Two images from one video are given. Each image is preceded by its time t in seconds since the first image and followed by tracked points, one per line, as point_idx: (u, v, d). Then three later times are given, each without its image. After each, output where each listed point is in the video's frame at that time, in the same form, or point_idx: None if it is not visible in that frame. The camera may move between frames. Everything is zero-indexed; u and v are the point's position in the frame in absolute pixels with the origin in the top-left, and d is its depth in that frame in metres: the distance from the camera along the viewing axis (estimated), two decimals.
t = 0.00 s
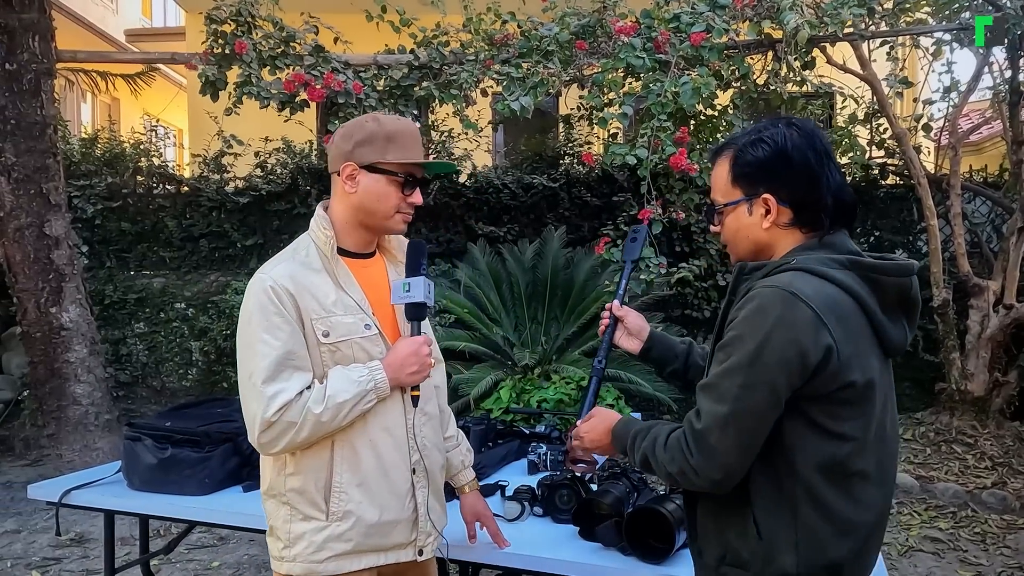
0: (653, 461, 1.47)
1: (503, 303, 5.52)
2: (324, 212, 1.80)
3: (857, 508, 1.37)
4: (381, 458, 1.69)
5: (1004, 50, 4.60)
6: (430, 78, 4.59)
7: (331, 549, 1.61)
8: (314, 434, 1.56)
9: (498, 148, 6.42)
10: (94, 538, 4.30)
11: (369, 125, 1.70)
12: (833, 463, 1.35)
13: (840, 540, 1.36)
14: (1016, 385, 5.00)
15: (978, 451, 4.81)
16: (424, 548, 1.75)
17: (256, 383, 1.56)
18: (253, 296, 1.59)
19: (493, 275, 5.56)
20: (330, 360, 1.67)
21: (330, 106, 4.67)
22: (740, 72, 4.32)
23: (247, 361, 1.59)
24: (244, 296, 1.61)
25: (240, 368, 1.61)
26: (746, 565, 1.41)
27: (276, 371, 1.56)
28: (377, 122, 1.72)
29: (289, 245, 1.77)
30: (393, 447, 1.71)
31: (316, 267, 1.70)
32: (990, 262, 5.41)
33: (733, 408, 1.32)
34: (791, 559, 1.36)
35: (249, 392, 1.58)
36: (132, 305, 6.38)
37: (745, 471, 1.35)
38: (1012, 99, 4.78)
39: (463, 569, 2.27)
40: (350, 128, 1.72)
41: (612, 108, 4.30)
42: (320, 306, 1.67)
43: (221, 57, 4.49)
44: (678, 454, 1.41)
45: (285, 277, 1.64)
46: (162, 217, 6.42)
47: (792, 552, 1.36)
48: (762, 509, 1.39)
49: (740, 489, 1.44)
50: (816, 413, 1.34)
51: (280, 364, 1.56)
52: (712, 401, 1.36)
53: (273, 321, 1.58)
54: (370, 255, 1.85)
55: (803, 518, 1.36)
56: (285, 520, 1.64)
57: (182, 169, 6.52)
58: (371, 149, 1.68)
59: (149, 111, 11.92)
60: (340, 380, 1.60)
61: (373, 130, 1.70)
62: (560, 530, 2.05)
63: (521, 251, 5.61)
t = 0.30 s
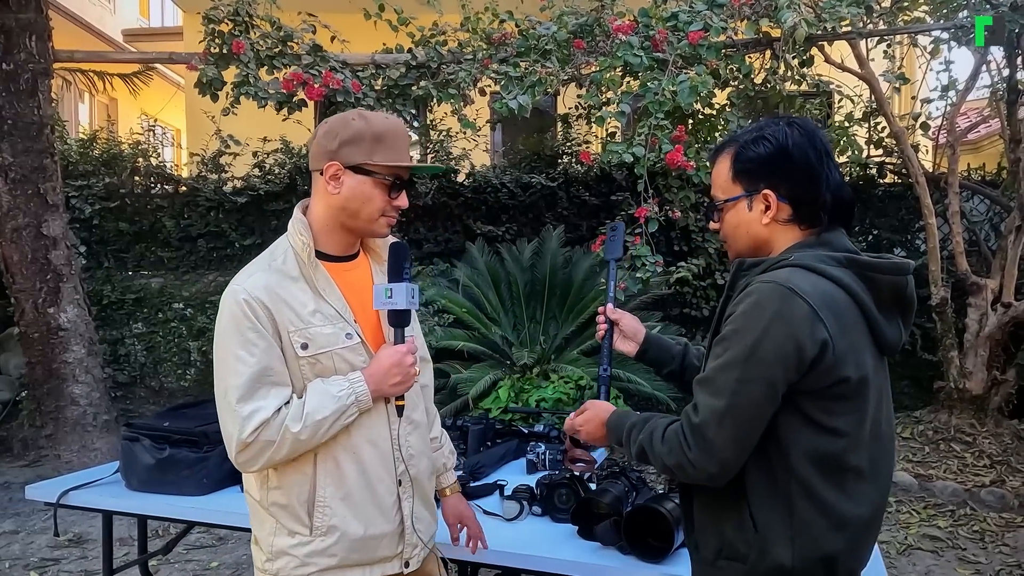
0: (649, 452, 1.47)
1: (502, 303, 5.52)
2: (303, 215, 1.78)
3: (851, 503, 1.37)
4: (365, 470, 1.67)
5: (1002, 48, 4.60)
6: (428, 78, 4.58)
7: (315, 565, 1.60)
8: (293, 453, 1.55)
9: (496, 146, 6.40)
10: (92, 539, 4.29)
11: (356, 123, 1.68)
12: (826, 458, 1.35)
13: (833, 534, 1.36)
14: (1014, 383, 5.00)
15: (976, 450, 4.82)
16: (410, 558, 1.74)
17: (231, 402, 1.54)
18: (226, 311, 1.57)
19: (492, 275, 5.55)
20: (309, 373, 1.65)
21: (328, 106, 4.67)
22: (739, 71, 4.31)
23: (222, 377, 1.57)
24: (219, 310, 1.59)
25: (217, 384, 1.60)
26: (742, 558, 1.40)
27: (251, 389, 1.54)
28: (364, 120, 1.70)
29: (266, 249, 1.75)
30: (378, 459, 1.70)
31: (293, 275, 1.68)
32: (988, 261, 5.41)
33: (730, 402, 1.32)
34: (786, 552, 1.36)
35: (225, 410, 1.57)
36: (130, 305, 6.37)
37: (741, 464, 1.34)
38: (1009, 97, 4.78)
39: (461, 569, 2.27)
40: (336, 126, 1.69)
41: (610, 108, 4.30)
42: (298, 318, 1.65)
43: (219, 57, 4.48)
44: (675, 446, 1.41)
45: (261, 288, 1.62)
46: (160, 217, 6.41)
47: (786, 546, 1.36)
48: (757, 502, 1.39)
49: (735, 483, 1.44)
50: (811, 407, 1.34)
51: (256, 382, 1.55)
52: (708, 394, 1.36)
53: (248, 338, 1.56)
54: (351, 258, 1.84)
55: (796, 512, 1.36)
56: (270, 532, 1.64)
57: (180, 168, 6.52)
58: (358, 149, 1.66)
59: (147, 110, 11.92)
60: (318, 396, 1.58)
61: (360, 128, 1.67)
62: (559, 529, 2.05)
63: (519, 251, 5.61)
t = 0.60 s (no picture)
0: (650, 455, 1.46)
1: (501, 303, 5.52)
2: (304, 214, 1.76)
3: (852, 501, 1.37)
4: (373, 475, 1.67)
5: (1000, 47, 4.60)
6: (426, 78, 4.58)
7: (324, 571, 1.59)
8: (301, 461, 1.54)
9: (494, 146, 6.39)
10: (91, 540, 4.29)
11: (359, 124, 1.67)
12: (827, 456, 1.35)
13: (834, 532, 1.35)
14: (1012, 382, 5.00)
15: (975, 449, 4.83)
16: (416, 560, 1.75)
17: (236, 412, 1.52)
18: (229, 319, 1.54)
19: (490, 276, 5.55)
20: (315, 379, 1.64)
21: (327, 106, 4.66)
22: (737, 71, 4.31)
23: (225, 386, 1.55)
24: (221, 316, 1.56)
25: (219, 392, 1.57)
26: (744, 557, 1.41)
27: (258, 399, 1.52)
28: (367, 121, 1.69)
29: (265, 250, 1.72)
30: (385, 464, 1.70)
31: (297, 279, 1.66)
32: (986, 260, 5.41)
33: (730, 399, 1.32)
34: (787, 550, 1.36)
35: (229, 419, 1.54)
36: (129, 306, 6.37)
37: (741, 462, 1.35)
38: (1007, 96, 4.78)
39: (460, 569, 2.27)
40: (337, 126, 1.67)
41: (608, 107, 4.30)
42: (303, 323, 1.63)
43: (216, 57, 4.47)
44: (676, 445, 1.41)
45: (265, 292, 1.59)
46: (159, 217, 6.40)
47: (788, 543, 1.36)
48: (758, 499, 1.39)
49: (735, 483, 1.44)
50: (811, 404, 1.34)
51: (263, 390, 1.53)
52: (707, 392, 1.36)
53: (254, 345, 1.53)
54: (350, 260, 1.84)
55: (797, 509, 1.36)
56: (276, 539, 1.63)
57: (178, 168, 6.51)
58: (361, 150, 1.65)
59: (146, 110, 11.91)
60: (327, 404, 1.58)
61: (363, 129, 1.66)
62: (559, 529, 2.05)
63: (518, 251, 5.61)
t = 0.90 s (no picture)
0: (645, 455, 1.46)
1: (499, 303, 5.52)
2: (325, 213, 1.76)
3: (851, 502, 1.37)
4: (396, 472, 1.67)
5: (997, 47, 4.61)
6: (424, 78, 4.58)
7: (348, 567, 1.59)
8: (328, 457, 1.54)
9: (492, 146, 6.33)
10: (89, 541, 4.29)
11: (380, 125, 1.67)
12: (824, 457, 1.35)
13: (832, 534, 1.36)
14: (1010, 382, 5.01)
15: (973, 448, 4.84)
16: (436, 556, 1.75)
17: (265, 408, 1.51)
18: (256, 316, 1.53)
19: (489, 276, 5.55)
20: (341, 376, 1.65)
21: (325, 106, 4.67)
22: (735, 71, 4.31)
23: (252, 382, 1.53)
24: (248, 313, 1.56)
25: (245, 389, 1.56)
26: (742, 556, 1.41)
27: (286, 395, 1.51)
28: (388, 123, 1.68)
29: (288, 248, 1.72)
30: (408, 461, 1.70)
31: (322, 277, 1.66)
32: (984, 260, 5.41)
33: (726, 400, 1.32)
34: (785, 550, 1.36)
35: (256, 415, 1.53)
36: (127, 306, 6.37)
37: (737, 463, 1.35)
38: (1004, 96, 4.79)
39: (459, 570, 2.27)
40: (358, 127, 1.67)
41: (606, 108, 4.31)
42: (329, 321, 1.63)
43: (214, 57, 4.47)
44: (671, 447, 1.40)
45: (291, 291, 1.59)
46: (156, 218, 6.40)
47: (786, 545, 1.37)
48: (755, 498, 1.40)
49: (733, 482, 1.44)
50: (806, 406, 1.35)
51: (291, 386, 1.52)
52: (703, 392, 1.37)
53: (281, 342, 1.53)
54: (371, 259, 1.84)
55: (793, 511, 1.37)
56: (299, 536, 1.62)
57: (176, 169, 6.51)
58: (382, 151, 1.65)
59: (143, 111, 11.89)
60: (353, 400, 1.57)
61: (385, 131, 1.66)
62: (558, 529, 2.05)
63: (517, 251, 5.61)
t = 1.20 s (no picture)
0: (641, 459, 1.47)
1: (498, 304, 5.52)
2: (349, 213, 1.76)
3: (847, 502, 1.37)
4: (415, 468, 1.67)
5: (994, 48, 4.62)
6: (422, 79, 4.58)
7: (367, 560, 1.58)
8: (349, 451, 1.54)
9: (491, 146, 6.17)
10: (87, 541, 4.28)
11: (404, 128, 1.67)
12: (819, 457, 1.35)
13: (829, 534, 1.36)
14: (1008, 381, 5.02)
15: (971, 447, 4.85)
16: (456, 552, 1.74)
17: (289, 401, 1.51)
18: (281, 311, 1.54)
19: (488, 276, 5.54)
20: (363, 372, 1.65)
21: (323, 106, 4.68)
22: (733, 71, 4.31)
23: (276, 376, 1.54)
24: (273, 308, 1.56)
25: (270, 383, 1.56)
26: (739, 555, 1.41)
27: (310, 388, 1.52)
28: (412, 126, 1.68)
29: (312, 247, 1.72)
30: (427, 457, 1.70)
31: (344, 274, 1.67)
32: (982, 259, 5.42)
33: (717, 400, 1.32)
34: (782, 550, 1.36)
35: (280, 408, 1.54)
36: (125, 307, 6.36)
37: (730, 463, 1.35)
38: (1002, 96, 4.80)
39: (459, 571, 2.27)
40: (383, 130, 1.68)
41: (605, 108, 4.31)
42: (351, 317, 1.64)
43: (213, 58, 4.47)
44: (664, 449, 1.42)
45: (315, 288, 1.60)
46: (155, 218, 6.40)
47: (783, 544, 1.37)
48: (752, 497, 1.40)
49: (730, 481, 1.44)
50: (801, 407, 1.35)
51: (313, 381, 1.53)
52: (694, 393, 1.37)
53: (305, 337, 1.53)
54: (394, 258, 1.85)
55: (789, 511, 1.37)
56: (322, 529, 1.62)
57: (174, 169, 6.50)
58: (406, 153, 1.65)
59: (141, 112, 11.87)
60: (375, 395, 1.58)
61: (408, 134, 1.66)
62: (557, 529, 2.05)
63: (515, 251, 5.61)
